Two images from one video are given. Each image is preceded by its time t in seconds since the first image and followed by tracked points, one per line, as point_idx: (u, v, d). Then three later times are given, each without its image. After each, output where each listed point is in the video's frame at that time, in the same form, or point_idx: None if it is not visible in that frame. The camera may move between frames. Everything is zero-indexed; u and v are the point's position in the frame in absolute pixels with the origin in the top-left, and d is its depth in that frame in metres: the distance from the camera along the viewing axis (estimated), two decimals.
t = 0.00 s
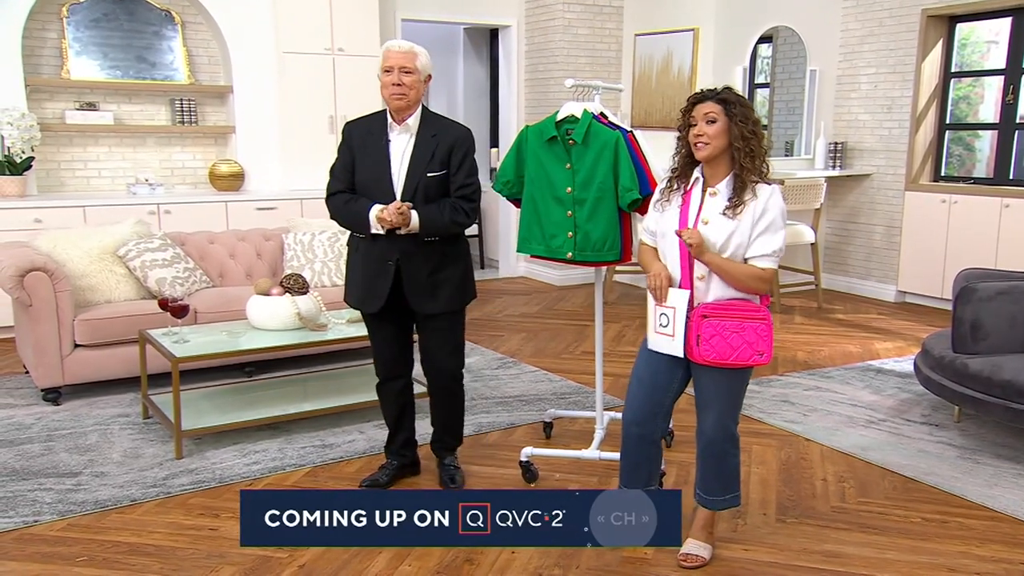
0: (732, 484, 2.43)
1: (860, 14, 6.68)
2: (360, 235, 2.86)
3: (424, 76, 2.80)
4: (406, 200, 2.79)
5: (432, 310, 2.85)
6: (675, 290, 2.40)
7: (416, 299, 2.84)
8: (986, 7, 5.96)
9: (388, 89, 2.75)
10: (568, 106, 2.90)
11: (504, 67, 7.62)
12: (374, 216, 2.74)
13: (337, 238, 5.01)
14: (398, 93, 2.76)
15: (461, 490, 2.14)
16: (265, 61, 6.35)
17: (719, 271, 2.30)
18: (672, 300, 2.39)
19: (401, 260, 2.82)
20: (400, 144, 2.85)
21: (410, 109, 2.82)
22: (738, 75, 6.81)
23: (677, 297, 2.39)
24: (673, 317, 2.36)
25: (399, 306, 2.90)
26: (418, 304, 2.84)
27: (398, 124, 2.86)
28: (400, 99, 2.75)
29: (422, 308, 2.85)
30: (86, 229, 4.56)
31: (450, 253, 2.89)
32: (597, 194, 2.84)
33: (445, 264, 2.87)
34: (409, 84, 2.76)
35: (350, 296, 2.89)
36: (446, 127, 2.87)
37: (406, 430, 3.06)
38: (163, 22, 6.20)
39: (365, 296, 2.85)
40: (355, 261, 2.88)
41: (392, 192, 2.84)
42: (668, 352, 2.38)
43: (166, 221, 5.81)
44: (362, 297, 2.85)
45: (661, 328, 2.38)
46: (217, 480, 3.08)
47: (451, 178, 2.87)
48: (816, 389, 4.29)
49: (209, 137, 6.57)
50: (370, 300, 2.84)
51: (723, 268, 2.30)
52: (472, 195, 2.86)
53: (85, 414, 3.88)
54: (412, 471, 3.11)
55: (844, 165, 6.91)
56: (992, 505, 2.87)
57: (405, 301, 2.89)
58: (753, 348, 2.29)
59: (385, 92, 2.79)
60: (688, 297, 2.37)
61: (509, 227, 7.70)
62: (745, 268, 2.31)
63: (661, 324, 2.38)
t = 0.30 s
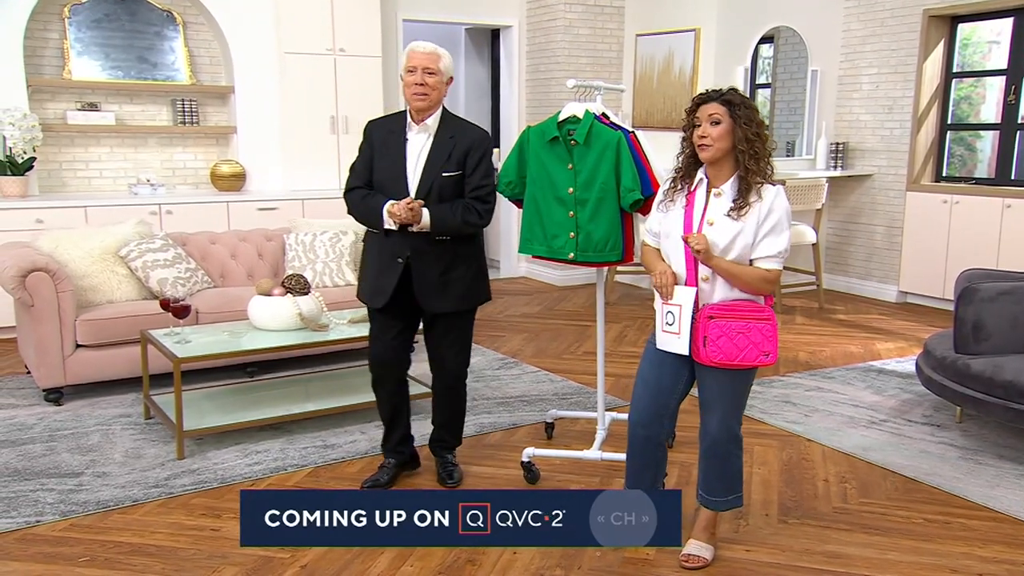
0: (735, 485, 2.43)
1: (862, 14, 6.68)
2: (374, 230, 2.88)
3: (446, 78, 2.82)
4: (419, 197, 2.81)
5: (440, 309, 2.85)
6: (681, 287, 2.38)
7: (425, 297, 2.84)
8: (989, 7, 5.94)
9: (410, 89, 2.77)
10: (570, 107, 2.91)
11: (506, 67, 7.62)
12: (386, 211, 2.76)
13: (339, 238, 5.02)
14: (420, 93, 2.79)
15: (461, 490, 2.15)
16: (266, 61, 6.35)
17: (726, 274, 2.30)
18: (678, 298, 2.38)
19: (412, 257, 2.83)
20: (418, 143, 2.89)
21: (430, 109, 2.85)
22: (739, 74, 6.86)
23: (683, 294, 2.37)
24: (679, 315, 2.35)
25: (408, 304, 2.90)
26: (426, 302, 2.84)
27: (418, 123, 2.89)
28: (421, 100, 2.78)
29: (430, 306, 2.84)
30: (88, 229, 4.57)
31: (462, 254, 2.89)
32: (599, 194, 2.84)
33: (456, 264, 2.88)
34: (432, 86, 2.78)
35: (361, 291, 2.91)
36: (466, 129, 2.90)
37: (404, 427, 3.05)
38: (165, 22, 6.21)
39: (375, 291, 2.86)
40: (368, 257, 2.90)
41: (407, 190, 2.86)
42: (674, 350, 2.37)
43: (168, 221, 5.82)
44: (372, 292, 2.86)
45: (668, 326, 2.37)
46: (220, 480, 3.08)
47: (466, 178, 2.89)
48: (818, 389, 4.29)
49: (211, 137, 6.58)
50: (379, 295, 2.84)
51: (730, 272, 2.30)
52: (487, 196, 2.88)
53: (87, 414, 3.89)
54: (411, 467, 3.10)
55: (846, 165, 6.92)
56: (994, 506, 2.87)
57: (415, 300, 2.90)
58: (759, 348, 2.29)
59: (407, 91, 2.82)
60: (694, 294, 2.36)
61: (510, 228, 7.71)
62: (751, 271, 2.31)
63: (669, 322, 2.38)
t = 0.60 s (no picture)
0: (736, 486, 2.43)
1: (863, 14, 6.68)
2: (390, 235, 2.88)
3: (457, 82, 2.83)
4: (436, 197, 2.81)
5: (459, 309, 2.87)
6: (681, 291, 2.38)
7: (444, 298, 2.86)
8: (990, 7, 5.93)
9: (422, 93, 2.77)
10: (572, 107, 2.91)
11: (507, 67, 7.63)
12: (403, 213, 2.75)
13: (340, 239, 5.02)
14: (433, 98, 2.79)
15: (461, 492, 2.32)
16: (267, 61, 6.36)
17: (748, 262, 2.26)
18: (679, 300, 2.38)
19: (430, 258, 2.85)
20: (431, 147, 2.88)
21: (442, 114, 2.85)
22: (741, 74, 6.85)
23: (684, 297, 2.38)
24: (680, 317, 2.37)
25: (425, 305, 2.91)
26: (446, 302, 2.87)
27: (429, 127, 2.88)
28: (434, 104, 2.79)
29: (448, 307, 2.87)
30: (90, 230, 4.57)
31: (479, 254, 2.91)
32: (600, 194, 2.84)
33: (473, 264, 2.89)
34: (444, 90, 2.79)
35: (378, 295, 2.91)
36: (479, 130, 2.90)
37: (382, 432, 3.00)
38: (166, 23, 6.21)
39: (393, 294, 2.87)
40: (385, 261, 2.91)
41: (422, 193, 2.86)
42: (676, 352, 2.38)
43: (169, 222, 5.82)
44: (390, 295, 2.87)
45: (669, 329, 2.39)
46: (222, 480, 3.09)
47: (480, 179, 2.91)
48: (819, 390, 4.29)
49: (213, 138, 6.58)
50: (398, 298, 2.85)
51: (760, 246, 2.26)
52: (501, 195, 2.89)
53: (89, 414, 3.89)
54: (383, 471, 3.08)
55: (847, 165, 6.92)
56: (996, 507, 2.86)
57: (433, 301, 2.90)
58: (761, 348, 2.29)
59: (418, 95, 2.82)
60: (695, 297, 2.37)
61: (511, 228, 7.71)
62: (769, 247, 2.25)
63: (670, 324, 2.39)
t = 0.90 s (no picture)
0: (737, 486, 2.43)
1: (863, 15, 6.67)
2: (393, 234, 2.88)
3: (461, 84, 2.84)
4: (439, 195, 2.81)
5: (461, 310, 2.87)
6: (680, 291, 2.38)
7: (446, 297, 2.86)
8: (992, 7, 5.93)
9: (427, 95, 2.78)
10: (573, 108, 2.90)
11: (507, 67, 7.63)
12: (408, 212, 2.75)
13: (341, 239, 5.02)
14: (437, 99, 2.80)
15: (461, 491, 2.33)
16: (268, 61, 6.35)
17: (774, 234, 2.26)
18: (678, 299, 2.39)
19: (433, 258, 2.85)
20: (435, 147, 2.88)
21: (446, 115, 2.86)
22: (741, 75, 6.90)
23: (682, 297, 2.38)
24: (679, 316, 2.37)
25: (428, 305, 2.91)
26: (448, 302, 2.86)
27: (433, 127, 2.88)
28: (439, 105, 2.79)
29: (451, 307, 2.86)
30: (90, 230, 4.58)
31: (481, 254, 2.91)
32: (598, 195, 2.83)
33: (475, 264, 2.89)
34: (448, 92, 2.79)
35: (381, 295, 2.91)
36: (483, 131, 2.91)
37: (383, 433, 3.00)
38: (167, 23, 6.21)
39: (396, 294, 2.86)
40: (387, 261, 2.91)
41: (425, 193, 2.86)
42: (676, 352, 2.38)
43: (170, 222, 5.82)
44: (393, 295, 2.86)
45: (668, 328, 2.38)
46: (222, 480, 3.09)
47: (483, 179, 2.91)
48: (820, 390, 4.29)
49: (213, 138, 6.58)
50: (401, 297, 2.85)
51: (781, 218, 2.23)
52: (504, 196, 2.90)
53: (90, 414, 3.90)
54: (383, 472, 3.08)
55: (848, 165, 6.92)
56: (996, 507, 2.86)
57: (435, 301, 2.90)
58: (761, 348, 2.29)
59: (422, 97, 2.82)
60: (692, 298, 2.37)
61: (512, 228, 7.72)
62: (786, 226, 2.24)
63: (668, 323, 2.39)
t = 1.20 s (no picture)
0: (738, 486, 2.43)
1: (864, 15, 6.66)
2: (393, 234, 2.89)
3: (464, 86, 2.84)
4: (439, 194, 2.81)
5: (461, 310, 2.87)
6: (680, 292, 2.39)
7: (446, 297, 2.86)
8: (993, 7, 5.93)
9: (431, 97, 2.78)
10: (574, 108, 2.90)
11: (508, 67, 7.63)
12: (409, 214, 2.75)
13: (342, 239, 5.02)
14: (441, 101, 2.80)
15: (461, 491, 2.33)
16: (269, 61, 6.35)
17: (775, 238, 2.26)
18: (679, 300, 2.38)
19: (433, 258, 2.85)
20: (437, 147, 2.89)
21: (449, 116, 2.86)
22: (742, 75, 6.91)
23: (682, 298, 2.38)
24: (680, 317, 2.36)
25: (427, 305, 2.91)
26: (447, 302, 2.86)
27: (435, 128, 2.89)
28: (444, 106, 2.79)
29: (451, 307, 2.86)
30: (92, 230, 4.58)
31: (482, 254, 2.91)
32: (598, 195, 2.83)
33: (475, 264, 2.89)
34: (453, 94, 2.80)
35: (381, 294, 2.91)
36: (485, 132, 2.91)
37: (386, 434, 3.01)
38: (168, 23, 6.21)
39: (395, 294, 2.86)
40: (387, 260, 2.91)
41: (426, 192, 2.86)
42: (675, 351, 2.38)
43: (171, 222, 5.82)
44: (392, 294, 2.87)
45: (669, 329, 2.38)
46: (223, 480, 3.09)
47: (484, 179, 2.91)
48: (821, 390, 4.29)
49: (214, 138, 6.59)
50: (400, 297, 2.85)
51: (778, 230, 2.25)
52: (505, 195, 2.89)
53: (91, 414, 3.90)
54: (384, 472, 3.08)
55: (849, 165, 6.91)
56: (998, 507, 2.86)
57: (435, 301, 2.90)
58: (761, 348, 2.29)
59: (425, 98, 2.82)
60: (692, 299, 2.37)
61: (512, 229, 7.72)
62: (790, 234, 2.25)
63: (669, 324, 2.39)
